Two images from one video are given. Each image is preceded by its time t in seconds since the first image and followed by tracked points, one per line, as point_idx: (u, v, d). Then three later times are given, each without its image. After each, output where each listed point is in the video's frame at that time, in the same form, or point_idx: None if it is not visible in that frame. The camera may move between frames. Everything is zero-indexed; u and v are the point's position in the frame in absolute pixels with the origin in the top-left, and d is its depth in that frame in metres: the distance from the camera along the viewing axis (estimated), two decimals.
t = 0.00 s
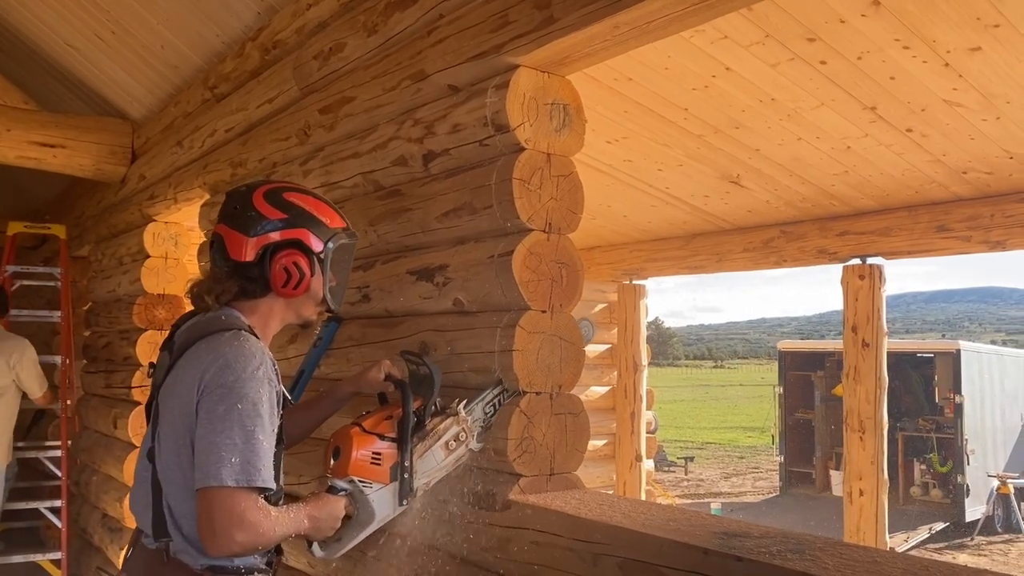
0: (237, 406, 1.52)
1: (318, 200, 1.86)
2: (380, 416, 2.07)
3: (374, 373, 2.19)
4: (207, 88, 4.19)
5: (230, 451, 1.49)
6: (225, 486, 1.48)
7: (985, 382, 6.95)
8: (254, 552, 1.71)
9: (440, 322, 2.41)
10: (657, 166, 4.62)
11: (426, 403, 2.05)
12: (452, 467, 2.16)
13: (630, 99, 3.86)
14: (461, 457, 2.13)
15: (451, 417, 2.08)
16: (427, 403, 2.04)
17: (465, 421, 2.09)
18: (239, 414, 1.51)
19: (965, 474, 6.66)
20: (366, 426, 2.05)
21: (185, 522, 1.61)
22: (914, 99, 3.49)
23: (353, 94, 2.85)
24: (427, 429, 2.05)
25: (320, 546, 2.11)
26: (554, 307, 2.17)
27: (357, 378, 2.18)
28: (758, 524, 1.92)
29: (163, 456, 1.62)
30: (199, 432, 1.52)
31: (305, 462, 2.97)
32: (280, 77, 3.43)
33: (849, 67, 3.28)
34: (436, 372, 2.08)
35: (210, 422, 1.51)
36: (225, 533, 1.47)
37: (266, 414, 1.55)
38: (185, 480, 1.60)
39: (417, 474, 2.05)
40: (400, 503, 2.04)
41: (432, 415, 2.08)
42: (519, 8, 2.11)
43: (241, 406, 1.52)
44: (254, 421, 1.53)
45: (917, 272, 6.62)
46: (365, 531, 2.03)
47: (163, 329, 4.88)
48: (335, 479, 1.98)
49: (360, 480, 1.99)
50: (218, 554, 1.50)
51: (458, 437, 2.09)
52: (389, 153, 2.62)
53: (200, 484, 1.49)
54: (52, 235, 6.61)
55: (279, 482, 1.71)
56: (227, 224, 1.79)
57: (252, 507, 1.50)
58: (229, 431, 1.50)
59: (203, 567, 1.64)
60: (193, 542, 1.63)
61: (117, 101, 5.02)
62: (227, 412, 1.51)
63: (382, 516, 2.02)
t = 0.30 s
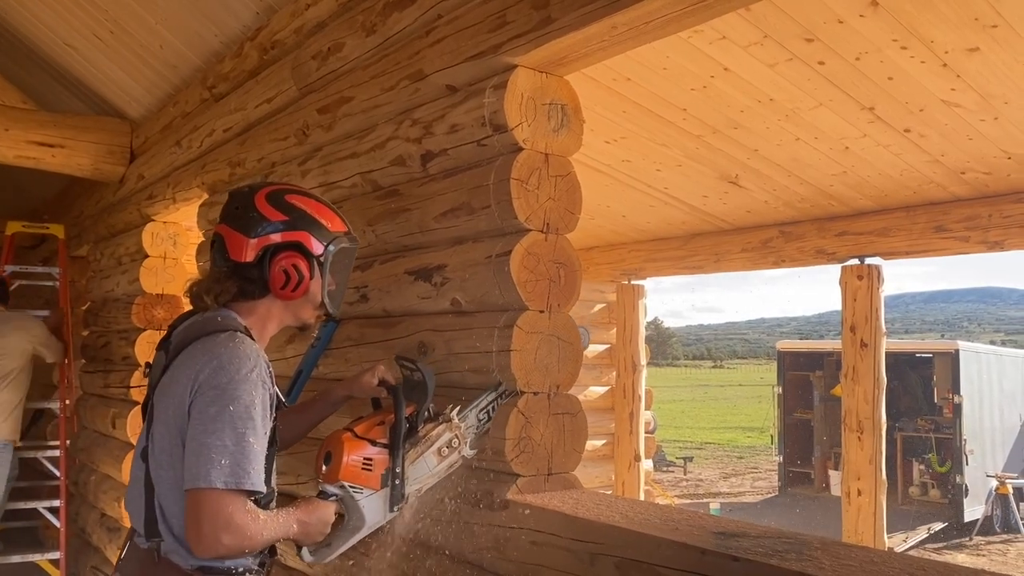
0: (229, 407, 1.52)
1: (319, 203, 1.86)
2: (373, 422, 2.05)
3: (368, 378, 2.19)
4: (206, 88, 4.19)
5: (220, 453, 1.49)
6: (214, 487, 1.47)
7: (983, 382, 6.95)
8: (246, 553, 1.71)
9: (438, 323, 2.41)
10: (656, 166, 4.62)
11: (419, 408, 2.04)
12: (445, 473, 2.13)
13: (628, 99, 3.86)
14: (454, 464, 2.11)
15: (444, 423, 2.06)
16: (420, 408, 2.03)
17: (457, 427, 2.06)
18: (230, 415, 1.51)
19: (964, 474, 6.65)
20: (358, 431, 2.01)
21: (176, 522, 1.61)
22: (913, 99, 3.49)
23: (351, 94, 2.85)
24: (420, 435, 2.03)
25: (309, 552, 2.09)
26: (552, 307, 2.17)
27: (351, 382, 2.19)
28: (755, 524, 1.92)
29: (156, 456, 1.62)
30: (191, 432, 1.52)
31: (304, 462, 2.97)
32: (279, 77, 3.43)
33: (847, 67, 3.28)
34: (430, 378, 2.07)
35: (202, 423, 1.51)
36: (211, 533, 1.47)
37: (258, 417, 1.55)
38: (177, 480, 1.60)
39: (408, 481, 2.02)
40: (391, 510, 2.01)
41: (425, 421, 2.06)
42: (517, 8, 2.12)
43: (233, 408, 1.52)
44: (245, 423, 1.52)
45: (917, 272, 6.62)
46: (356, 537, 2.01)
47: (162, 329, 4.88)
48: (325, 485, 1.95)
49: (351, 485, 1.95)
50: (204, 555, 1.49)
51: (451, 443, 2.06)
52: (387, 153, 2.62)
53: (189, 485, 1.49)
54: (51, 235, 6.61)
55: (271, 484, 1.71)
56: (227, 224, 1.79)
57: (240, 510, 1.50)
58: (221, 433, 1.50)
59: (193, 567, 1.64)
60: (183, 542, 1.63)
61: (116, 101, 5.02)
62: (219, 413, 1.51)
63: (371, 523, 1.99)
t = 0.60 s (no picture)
0: (219, 406, 1.52)
1: (317, 203, 1.87)
2: (364, 425, 1.98)
3: (359, 382, 2.17)
4: (204, 87, 4.19)
5: (208, 451, 1.49)
6: (201, 486, 1.47)
7: (982, 381, 6.94)
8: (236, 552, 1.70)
9: (436, 321, 2.41)
10: (654, 165, 4.63)
11: (411, 413, 1.98)
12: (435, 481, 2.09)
13: (625, 98, 3.86)
14: (444, 471, 2.08)
15: (436, 429, 2.04)
16: (413, 413, 1.97)
17: (450, 433, 2.05)
18: (219, 415, 1.51)
19: (962, 474, 6.65)
20: (349, 436, 1.94)
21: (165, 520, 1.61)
22: (910, 99, 3.50)
23: (349, 93, 2.86)
24: (411, 441, 1.98)
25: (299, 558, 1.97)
26: (549, 306, 2.17)
27: (342, 387, 2.15)
28: (750, 522, 1.93)
29: (147, 454, 1.62)
30: (180, 430, 1.52)
31: (301, 461, 2.98)
32: (277, 77, 3.44)
33: (844, 67, 3.29)
34: (422, 383, 2.00)
35: (191, 421, 1.52)
36: (196, 532, 1.47)
37: (249, 416, 1.55)
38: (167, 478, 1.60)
39: (399, 486, 1.96)
40: (382, 515, 1.95)
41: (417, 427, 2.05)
42: (513, 7, 2.12)
43: (222, 407, 1.52)
44: (234, 423, 1.52)
45: (916, 272, 6.63)
46: (346, 543, 1.94)
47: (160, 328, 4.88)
48: (315, 490, 1.89)
49: (342, 491, 1.89)
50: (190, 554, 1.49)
51: (443, 449, 2.04)
52: (384, 152, 2.63)
53: (176, 483, 1.49)
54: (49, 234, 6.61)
55: (262, 483, 1.70)
56: (225, 223, 1.79)
57: (227, 509, 1.50)
58: (209, 431, 1.50)
59: (183, 565, 1.64)
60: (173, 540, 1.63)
61: (114, 101, 5.02)
62: (208, 412, 1.51)
63: (361, 528, 1.93)
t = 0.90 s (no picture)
0: (214, 406, 1.52)
1: (317, 204, 1.87)
2: (359, 431, 1.98)
3: (356, 387, 2.16)
4: (203, 86, 4.19)
5: (201, 451, 1.49)
6: (193, 486, 1.47)
7: (981, 381, 6.94)
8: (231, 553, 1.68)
9: (435, 321, 2.41)
10: (653, 165, 4.63)
11: (407, 418, 1.98)
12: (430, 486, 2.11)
13: (625, 98, 3.87)
14: (439, 476, 2.10)
15: (432, 434, 2.05)
16: (408, 418, 1.97)
17: (445, 439, 2.07)
18: (214, 414, 1.51)
19: (961, 473, 6.66)
20: (344, 440, 1.94)
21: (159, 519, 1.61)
22: (909, 99, 3.50)
23: (348, 93, 2.86)
24: (407, 446, 1.99)
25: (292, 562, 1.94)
26: (548, 305, 2.17)
27: (338, 391, 2.14)
28: (749, 520, 1.93)
29: (142, 453, 1.62)
30: (174, 430, 1.52)
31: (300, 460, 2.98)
32: (276, 76, 3.44)
33: (844, 67, 3.29)
34: (418, 389, 2.01)
35: (186, 420, 1.52)
36: (187, 532, 1.46)
37: (244, 417, 1.55)
38: (160, 478, 1.60)
39: (394, 492, 1.98)
40: (376, 520, 1.95)
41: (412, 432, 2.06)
42: (512, 7, 2.13)
43: (218, 406, 1.52)
44: (229, 422, 1.52)
45: (915, 272, 6.64)
46: (339, 548, 1.91)
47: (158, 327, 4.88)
48: (309, 494, 1.87)
49: (336, 495, 1.87)
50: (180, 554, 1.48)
51: (438, 454, 2.06)
52: (383, 152, 2.63)
53: (169, 482, 1.48)
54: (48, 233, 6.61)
55: (257, 484, 1.70)
56: (224, 222, 1.80)
57: (218, 509, 1.49)
58: (203, 431, 1.50)
59: (176, 565, 1.64)
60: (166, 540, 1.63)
61: (114, 100, 5.02)
62: (203, 411, 1.51)
63: (356, 534, 1.91)
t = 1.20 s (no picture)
0: (218, 405, 1.52)
1: (320, 207, 1.87)
2: (356, 435, 2.00)
3: (353, 392, 2.16)
4: (202, 86, 4.19)
5: (204, 450, 1.49)
6: (196, 484, 1.47)
7: (980, 381, 6.94)
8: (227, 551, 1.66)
9: (435, 321, 2.41)
10: (652, 165, 4.63)
11: (403, 424, 1.98)
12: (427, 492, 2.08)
13: (625, 98, 3.87)
14: (436, 483, 2.07)
15: (429, 439, 2.03)
16: (405, 424, 1.98)
17: (442, 444, 2.05)
18: (218, 414, 1.52)
19: (960, 473, 6.66)
20: (341, 444, 1.96)
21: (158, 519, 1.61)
22: (908, 99, 3.50)
23: (348, 93, 2.86)
24: (403, 451, 1.98)
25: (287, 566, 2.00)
26: (547, 305, 2.17)
27: (336, 395, 2.14)
28: (748, 521, 1.93)
29: (143, 452, 1.62)
30: (177, 428, 1.52)
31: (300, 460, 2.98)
32: (276, 76, 3.44)
33: (843, 67, 3.30)
34: (415, 395, 2.00)
35: (190, 419, 1.52)
36: (187, 531, 1.46)
37: (248, 417, 1.55)
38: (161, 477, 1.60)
39: (391, 497, 1.98)
40: (372, 524, 1.96)
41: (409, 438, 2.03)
42: (512, 7, 2.13)
43: (222, 406, 1.52)
44: (232, 422, 1.52)
45: (914, 272, 6.64)
46: (335, 552, 1.94)
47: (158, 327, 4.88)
48: (306, 498, 1.90)
49: (332, 499, 1.89)
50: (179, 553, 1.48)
51: (435, 460, 2.04)
52: (383, 152, 2.63)
53: (171, 480, 1.48)
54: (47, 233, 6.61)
55: (259, 485, 1.70)
56: (227, 223, 1.80)
57: (218, 509, 1.49)
58: (207, 430, 1.50)
59: (173, 564, 1.64)
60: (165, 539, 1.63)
61: (113, 100, 5.02)
62: (207, 410, 1.52)
63: (352, 538, 1.93)
